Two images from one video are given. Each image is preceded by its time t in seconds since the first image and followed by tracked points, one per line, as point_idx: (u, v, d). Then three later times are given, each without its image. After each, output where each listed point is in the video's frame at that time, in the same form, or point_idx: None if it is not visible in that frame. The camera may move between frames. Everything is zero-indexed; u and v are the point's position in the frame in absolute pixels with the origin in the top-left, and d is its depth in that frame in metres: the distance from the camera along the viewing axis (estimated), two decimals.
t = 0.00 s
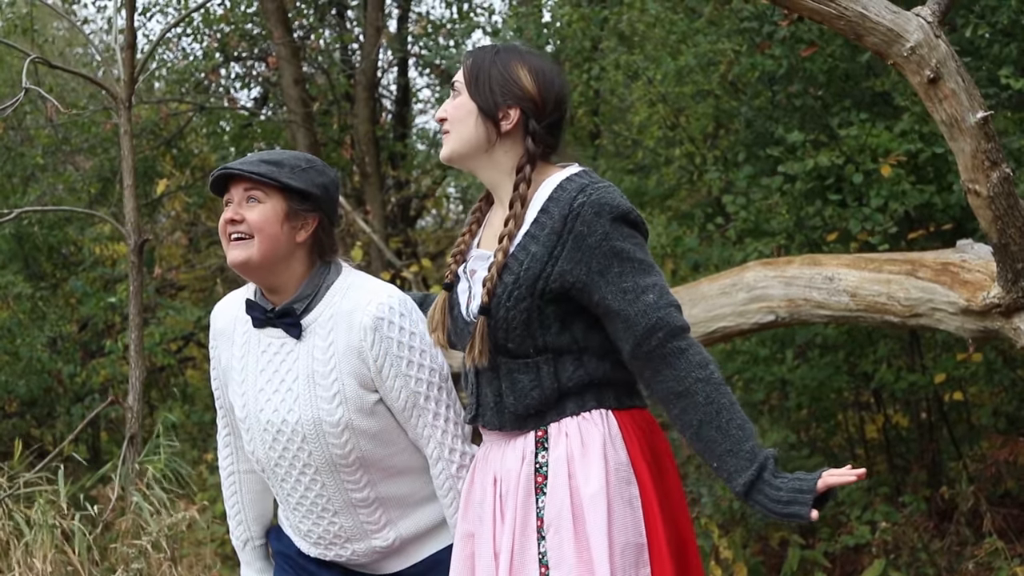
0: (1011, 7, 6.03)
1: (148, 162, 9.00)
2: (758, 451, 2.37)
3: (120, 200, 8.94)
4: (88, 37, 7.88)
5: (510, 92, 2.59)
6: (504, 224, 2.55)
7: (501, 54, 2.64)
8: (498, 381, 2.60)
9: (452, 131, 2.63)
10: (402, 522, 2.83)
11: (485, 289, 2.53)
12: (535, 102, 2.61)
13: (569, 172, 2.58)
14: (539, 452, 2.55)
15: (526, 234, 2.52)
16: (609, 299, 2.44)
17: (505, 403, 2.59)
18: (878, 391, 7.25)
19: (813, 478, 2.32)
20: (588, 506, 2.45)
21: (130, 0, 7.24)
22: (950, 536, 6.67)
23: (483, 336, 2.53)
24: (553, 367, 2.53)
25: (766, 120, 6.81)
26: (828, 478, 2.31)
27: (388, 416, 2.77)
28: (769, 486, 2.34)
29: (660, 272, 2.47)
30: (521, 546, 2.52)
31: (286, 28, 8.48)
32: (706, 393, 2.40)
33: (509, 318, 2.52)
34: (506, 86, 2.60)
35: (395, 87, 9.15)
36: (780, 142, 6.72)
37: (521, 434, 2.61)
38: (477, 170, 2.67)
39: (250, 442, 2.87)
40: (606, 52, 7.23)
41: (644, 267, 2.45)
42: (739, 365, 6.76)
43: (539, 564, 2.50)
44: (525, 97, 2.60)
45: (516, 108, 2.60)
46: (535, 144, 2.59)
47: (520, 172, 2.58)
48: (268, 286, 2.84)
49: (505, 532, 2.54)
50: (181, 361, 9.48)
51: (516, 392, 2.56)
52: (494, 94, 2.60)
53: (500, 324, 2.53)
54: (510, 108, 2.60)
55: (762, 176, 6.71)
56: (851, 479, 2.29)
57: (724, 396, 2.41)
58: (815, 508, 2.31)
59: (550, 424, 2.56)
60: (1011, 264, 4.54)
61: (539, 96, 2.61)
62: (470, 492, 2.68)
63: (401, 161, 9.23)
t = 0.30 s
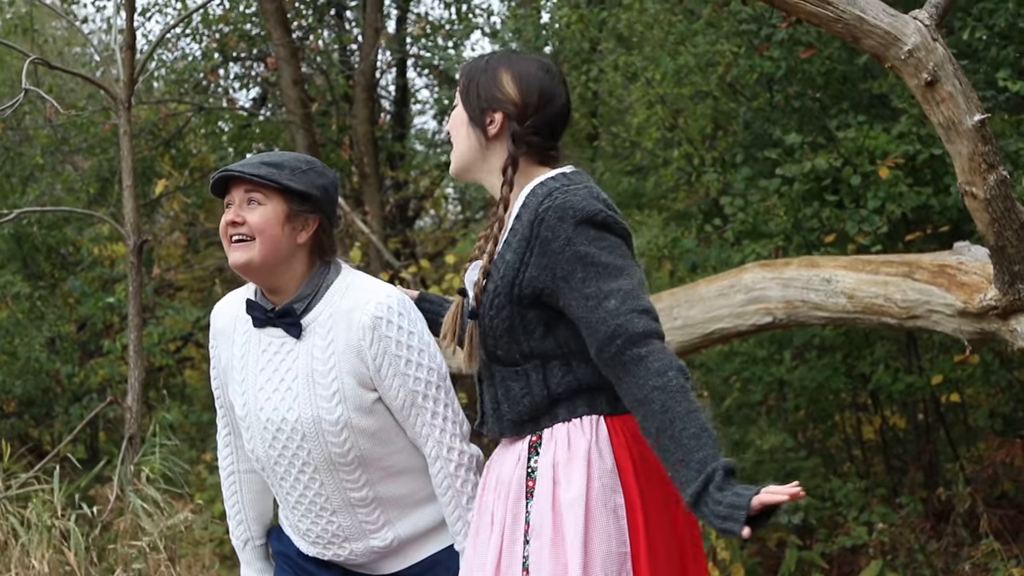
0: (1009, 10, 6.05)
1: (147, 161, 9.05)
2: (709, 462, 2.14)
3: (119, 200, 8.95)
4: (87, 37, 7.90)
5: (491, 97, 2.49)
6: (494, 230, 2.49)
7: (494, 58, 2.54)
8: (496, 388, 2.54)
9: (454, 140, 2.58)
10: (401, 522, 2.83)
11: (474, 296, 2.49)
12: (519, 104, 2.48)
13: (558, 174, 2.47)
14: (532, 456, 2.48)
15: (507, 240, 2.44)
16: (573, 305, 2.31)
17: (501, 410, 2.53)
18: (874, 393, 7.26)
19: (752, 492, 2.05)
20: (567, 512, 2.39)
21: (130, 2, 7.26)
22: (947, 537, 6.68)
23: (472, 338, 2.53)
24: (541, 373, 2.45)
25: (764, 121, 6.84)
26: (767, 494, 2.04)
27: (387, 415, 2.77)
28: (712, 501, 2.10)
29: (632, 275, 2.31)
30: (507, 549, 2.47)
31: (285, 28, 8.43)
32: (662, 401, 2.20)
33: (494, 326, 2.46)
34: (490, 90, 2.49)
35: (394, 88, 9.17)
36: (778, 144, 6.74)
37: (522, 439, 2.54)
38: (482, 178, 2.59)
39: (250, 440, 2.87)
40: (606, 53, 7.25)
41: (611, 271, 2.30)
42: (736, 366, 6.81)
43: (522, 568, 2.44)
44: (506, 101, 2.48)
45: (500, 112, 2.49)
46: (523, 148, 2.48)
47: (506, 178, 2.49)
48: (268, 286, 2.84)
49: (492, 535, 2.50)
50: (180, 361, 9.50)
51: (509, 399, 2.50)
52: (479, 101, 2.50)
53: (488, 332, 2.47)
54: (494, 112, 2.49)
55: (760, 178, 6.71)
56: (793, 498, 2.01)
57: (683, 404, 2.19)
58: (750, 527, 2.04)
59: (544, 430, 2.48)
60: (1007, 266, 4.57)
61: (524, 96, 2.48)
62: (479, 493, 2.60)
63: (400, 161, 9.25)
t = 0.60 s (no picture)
0: (1009, 11, 6.06)
1: (146, 162, 9.09)
2: (703, 476, 2.02)
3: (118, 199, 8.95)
4: (87, 37, 7.90)
5: (495, 117, 2.37)
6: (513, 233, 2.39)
7: (495, 76, 2.42)
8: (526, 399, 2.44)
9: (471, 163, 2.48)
10: (405, 521, 2.80)
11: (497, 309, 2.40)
12: (524, 120, 2.36)
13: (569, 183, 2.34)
14: (557, 463, 2.38)
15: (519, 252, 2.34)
16: (577, 318, 2.20)
17: (530, 423, 2.42)
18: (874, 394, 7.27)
19: (733, 510, 1.95)
20: (580, 519, 2.29)
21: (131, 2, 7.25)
22: (946, 539, 6.66)
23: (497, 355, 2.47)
24: (565, 385, 2.34)
25: (764, 122, 6.84)
26: (748, 513, 1.93)
27: (390, 412, 2.75)
28: (704, 515, 1.99)
29: (636, 285, 2.16)
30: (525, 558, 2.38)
31: (284, 28, 8.42)
32: (660, 416, 2.07)
33: (514, 342, 2.35)
34: (493, 111, 2.38)
35: (392, 89, 9.15)
36: (778, 145, 6.75)
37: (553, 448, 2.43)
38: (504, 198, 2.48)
39: (255, 437, 2.85)
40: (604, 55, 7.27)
41: (612, 282, 2.16)
42: (735, 368, 6.77)
43: None
44: (511, 119, 2.36)
45: (507, 131, 2.37)
46: (535, 163, 2.37)
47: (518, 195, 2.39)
48: (273, 284, 2.82)
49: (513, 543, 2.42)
50: (178, 361, 9.49)
51: (535, 412, 2.40)
52: (482, 122, 2.40)
53: (509, 346, 2.38)
54: (501, 131, 2.38)
55: (759, 179, 6.72)
56: (770, 516, 1.91)
57: (682, 417, 2.06)
58: (733, 544, 1.95)
59: (568, 438, 2.37)
60: (1008, 267, 4.57)
61: (528, 111, 2.35)
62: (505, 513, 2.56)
63: (399, 162, 9.26)
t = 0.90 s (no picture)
0: (1011, 12, 6.03)
1: (144, 162, 9.15)
2: (756, 494, 2.03)
3: (117, 199, 8.93)
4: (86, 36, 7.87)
5: (534, 143, 2.39)
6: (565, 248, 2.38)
7: (527, 105, 2.45)
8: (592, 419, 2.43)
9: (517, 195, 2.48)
10: (415, 524, 2.77)
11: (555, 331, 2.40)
12: (563, 139, 2.37)
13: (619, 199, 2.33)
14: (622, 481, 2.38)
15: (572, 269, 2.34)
16: (630, 336, 2.19)
17: (598, 444, 2.40)
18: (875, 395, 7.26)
19: (783, 528, 1.96)
20: (647, 537, 2.29)
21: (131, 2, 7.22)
22: (948, 540, 6.70)
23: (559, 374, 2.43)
24: (628, 404, 2.33)
25: (766, 123, 6.80)
26: (802, 529, 1.94)
27: (400, 414, 2.73)
28: (758, 534, 1.99)
29: (686, 299, 2.15)
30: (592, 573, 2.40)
31: (284, 28, 8.43)
32: (712, 434, 2.08)
33: (573, 363, 2.34)
34: (531, 136, 2.40)
35: (391, 89, 9.14)
36: (780, 146, 6.74)
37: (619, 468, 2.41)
38: (556, 227, 2.47)
39: (266, 439, 2.83)
40: (605, 56, 7.28)
41: (660, 299, 2.15)
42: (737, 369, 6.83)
43: None
44: (550, 140, 2.38)
45: (547, 153, 2.39)
46: (582, 179, 2.37)
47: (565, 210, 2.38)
48: (285, 285, 2.81)
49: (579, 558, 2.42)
50: (177, 361, 9.45)
51: (601, 433, 2.38)
52: (522, 150, 2.41)
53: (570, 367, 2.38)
54: (543, 155, 2.39)
55: (761, 180, 6.70)
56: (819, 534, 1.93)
57: (735, 435, 2.06)
58: (785, 564, 1.95)
59: (636, 457, 2.36)
60: (1013, 269, 4.56)
61: (564, 129, 2.38)
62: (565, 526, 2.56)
63: (398, 162, 9.23)
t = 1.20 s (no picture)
0: (1015, 10, 6.03)
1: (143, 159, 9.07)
2: (814, 509, 2.00)
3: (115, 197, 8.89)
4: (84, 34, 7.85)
5: (587, 156, 2.35)
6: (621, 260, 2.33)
7: (579, 116, 2.41)
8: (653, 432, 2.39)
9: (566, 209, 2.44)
10: (425, 522, 2.73)
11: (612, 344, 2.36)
12: (615, 154, 2.34)
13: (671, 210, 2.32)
14: (683, 495, 2.32)
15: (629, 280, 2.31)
16: (686, 348, 2.16)
17: (657, 459, 2.36)
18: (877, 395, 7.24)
19: (839, 548, 1.94)
20: (711, 553, 2.23)
21: None
22: (951, 540, 6.68)
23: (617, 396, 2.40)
24: (688, 417, 2.28)
25: (767, 122, 6.77)
26: (859, 546, 1.92)
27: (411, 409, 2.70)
28: (814, 551, 1.97)
29: (743, 311, 2.12)
30: None
31: (282, 27, 8.42)
32: (768, 448, 2.05)
33: (631, 377, 2.31)
34: (583, 149, 2.36)
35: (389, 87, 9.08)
36: (782, 144, 6.70)
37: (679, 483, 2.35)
38: (605, 241, 2.43)
39: (276, 434, 2.80)
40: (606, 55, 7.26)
41: (716, 311, 2.12)
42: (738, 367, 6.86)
43: None
44: (603, 155, 2.34)
45: (599, 169, 2.35)
46: (635, 197, 2.33)
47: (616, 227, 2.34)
48: (299, 277, 2.80)
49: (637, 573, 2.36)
50: (174, 360, 9.40)
51: (661, 447, 2.33)
52: (573, 164, 2.37)
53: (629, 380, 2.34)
54: (595, 170, 2.35)
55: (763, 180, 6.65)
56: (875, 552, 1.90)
57: (792, 449, 2.03)
58: None
59: (696, 470, 2.31)
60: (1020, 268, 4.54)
61: (617, 145, 2.34)
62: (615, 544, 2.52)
63: (396, 161, 9.19)
